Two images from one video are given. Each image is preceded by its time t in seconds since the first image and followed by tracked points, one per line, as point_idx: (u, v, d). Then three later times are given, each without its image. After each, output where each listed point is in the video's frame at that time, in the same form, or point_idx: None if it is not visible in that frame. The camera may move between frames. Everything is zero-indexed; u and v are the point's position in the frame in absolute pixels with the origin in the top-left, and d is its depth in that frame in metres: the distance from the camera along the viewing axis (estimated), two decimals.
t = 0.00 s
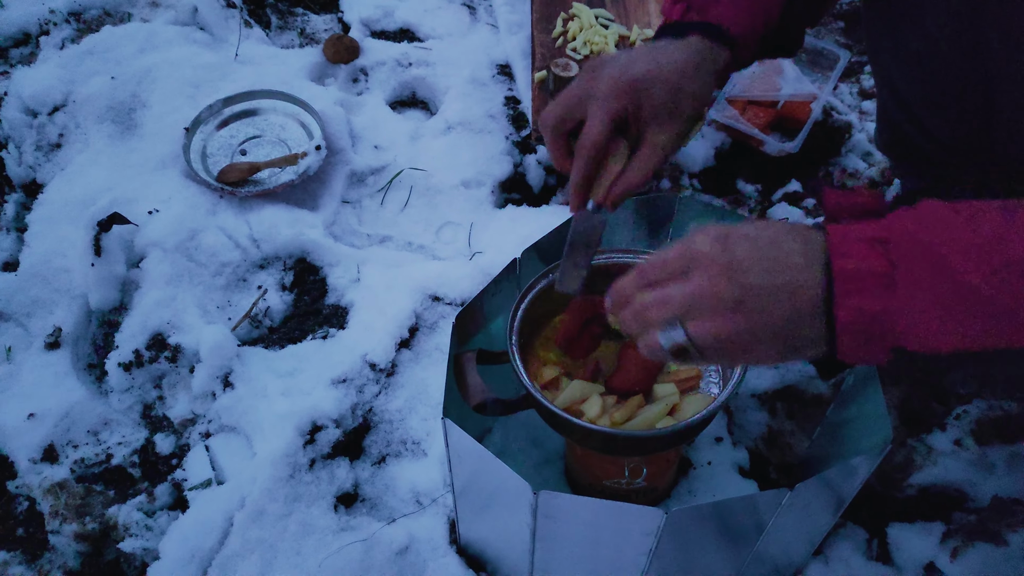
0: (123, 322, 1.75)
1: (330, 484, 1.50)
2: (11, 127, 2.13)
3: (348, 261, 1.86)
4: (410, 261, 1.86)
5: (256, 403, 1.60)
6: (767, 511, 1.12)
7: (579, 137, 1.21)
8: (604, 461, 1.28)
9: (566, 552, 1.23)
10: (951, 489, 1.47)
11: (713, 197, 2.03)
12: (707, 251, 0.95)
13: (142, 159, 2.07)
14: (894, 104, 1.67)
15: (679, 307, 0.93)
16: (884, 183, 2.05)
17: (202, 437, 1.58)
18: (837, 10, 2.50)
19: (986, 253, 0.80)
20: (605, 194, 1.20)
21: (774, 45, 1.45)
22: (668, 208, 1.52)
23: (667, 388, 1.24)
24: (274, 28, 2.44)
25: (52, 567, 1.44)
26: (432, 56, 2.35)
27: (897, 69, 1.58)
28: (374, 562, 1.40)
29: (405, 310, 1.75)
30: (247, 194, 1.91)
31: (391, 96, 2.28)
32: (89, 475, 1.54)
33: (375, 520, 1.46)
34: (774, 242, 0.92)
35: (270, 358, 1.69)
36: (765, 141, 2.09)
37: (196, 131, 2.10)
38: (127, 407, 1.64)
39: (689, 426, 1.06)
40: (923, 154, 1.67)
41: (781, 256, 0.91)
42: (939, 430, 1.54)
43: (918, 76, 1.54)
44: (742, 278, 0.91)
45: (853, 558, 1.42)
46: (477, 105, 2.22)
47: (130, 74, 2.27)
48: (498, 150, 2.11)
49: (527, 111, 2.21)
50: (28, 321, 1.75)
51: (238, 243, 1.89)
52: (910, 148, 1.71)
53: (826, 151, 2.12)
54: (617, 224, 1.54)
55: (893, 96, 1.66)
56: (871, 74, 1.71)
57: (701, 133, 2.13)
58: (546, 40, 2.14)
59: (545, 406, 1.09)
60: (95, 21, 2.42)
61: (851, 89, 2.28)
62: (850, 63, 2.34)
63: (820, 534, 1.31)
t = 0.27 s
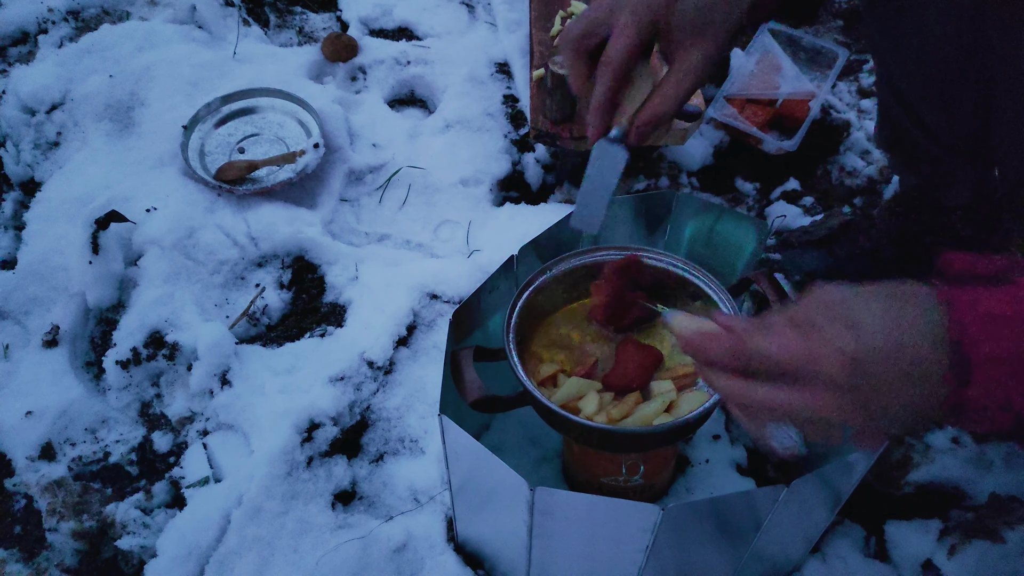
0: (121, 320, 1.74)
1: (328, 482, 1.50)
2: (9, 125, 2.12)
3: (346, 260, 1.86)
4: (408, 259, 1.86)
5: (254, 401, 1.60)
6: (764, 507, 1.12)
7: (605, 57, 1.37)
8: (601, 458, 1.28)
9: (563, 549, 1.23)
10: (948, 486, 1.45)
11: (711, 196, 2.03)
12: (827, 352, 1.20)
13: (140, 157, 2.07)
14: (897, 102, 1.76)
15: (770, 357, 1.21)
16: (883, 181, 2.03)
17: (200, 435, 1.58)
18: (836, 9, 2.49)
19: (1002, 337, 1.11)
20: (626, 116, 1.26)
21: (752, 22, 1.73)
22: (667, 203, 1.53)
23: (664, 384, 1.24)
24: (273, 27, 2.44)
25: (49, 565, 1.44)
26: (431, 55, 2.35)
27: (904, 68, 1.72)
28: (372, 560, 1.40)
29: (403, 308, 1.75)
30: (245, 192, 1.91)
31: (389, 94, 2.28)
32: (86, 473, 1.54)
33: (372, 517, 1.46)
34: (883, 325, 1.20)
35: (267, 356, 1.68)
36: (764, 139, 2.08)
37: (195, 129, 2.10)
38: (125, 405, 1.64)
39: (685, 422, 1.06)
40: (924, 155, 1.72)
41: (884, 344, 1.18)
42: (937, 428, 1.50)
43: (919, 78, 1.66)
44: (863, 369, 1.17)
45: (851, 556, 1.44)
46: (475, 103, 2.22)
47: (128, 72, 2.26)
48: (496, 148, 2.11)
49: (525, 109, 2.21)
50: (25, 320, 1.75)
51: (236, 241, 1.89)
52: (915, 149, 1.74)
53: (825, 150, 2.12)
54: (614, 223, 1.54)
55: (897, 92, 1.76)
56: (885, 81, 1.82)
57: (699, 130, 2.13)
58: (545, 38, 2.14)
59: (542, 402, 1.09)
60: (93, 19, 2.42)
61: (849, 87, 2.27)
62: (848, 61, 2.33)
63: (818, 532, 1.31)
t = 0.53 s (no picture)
0: (120, 320, 1.75)
1: (326, 482, 1.51)
2: (8, 125, 2.13)
3: (344, 259, 1.86)
4: (407, 259, 1.86)
5: (252, 401, 1.60)
6: (761, 506, 1.13)
7: None
8: (598, 458, 1.29)
9: (560, 549, 1.23)
10: (944, 485, 1.48)
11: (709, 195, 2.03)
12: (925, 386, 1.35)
13: (139, 157, 2.07)
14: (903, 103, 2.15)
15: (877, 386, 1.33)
16: (881, 181, 2.01)
17: (198, 434, 1.58)
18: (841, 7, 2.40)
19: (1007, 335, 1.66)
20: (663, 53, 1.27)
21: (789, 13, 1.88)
22: (664, 204, 1.52)
23: (661, 383, 1.24)
24: (271, 27, 2.44)
25: (48, 564, 1.44)
26: (429, 55, 2.36)
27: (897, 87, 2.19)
28: (370, 559, 1.40)
29: (402, 308, 1.75)
30: (243, 192, 1.91)
31: (388, 94, 2.28)
32: (85, 472, 1.55)
33: (370, 517, 1.46)
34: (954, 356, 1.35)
35: (266, 355, 1.69)
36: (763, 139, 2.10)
37: (194, 129, 2.10)
38: (123, 404, 1.64)
39: (682, 421, 1.06)
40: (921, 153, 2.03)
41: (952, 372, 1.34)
42: (934, 428, 1.55)
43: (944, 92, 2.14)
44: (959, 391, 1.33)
45: (848, 554, 1.41)
46: (474, 103, 2.22)
47: (128, 72, 2.27)
48: (494, 148, 2.11)
49: (523, 109, 2.20)
50: (24, 319, 1.75)
51: (235, 240, 1.89)
52: (911, 148, 2.05)
53: (824, 149, 2.12)
54: (611, 222, 1.53)
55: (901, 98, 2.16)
56: (888, 88, 2.19)
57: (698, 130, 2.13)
58: (543, 37, 2.14)
59: (539, 402, 1.09)
60: (92, 19, 2.42)
61: (848, 87, 2.22)
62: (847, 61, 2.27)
63: (815, 531, 1.31)
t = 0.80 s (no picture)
0: (119, 318, 1.74)
1: (326, 480, 1.50)
2: (8, 123, 2.12)
3: (344, 258, 1.86)
4: (407, 257, 1.86)
5: (252, 399, 1.60)
6: (762, 504, 1.13)
7: None
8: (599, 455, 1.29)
9: (561, 547, 1.23)
10: (947, 484, 1.48)
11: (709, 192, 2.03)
12: None
13: (138, 155, 2.07)
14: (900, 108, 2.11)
15: None
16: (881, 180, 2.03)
17: (198, 432, 1.58)
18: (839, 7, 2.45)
19: None
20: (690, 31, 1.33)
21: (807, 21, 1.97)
22: (665, 201, 1.52)
23: (662, 381, 1.24)
24: (271, 25, 2.44)
25: (48, 562, 1.44)
26: (429, 53, 2.35)
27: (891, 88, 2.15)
28: (370, 557, 1.40)
29: (401, 306, 1.75)
30: (243, 190, 1.91)
31: (388, 93, 2.28)
32: (84, 470, 1.54)
33: (370, 515, 1.46)
34: None
35: (266, 353, 1.68)
36: (763, 137, 2.11)
37: (194, 127, 2.10)
38: (123, 402, 1.63)
39: (683, 419, 1.06)
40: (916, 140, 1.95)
41: None
42: (935, 425, 1.53)
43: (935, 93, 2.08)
44: None
45: (849, 553, 1.42)
46: (474, 102, 2.22)
47: (128, 70, 2.26)
48: (494, 147, 2.11)
49: (523, 108, 2.20)
50: (23, 317, 1.75)
51: (234, 238, 1.89)
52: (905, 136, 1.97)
53: (824, 148, 2.12)
54: (612, 219, 1.53)
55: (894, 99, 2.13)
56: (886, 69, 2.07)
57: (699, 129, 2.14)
58: (543, 35, 2.13)
59: (540, 400, 1.09)
60: (92, 17, 2.41)
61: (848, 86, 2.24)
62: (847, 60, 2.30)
63: (815, 529, 1.31)
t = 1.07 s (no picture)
0: (120, 318, 1.74)
1: (327, 480, 1.50)
2: (9, 123, 2.12)
3: (345, 258, 1.86)
4: (408, 257, 1.86)
5: (253, 399, 1.60)
6: (763, 503, 1.12)
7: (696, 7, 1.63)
8: (599, 455, 1.29)
9: (561, 547, 1.23)
10: (948, 484, 1.47)
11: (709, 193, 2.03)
12: None
13: (139, 155, 2.07)
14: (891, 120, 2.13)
15: None
16: (882, 180, 2.02)
17: (199, 432, 1.58)
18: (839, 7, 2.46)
19: None
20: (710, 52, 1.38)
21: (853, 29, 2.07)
22: (666, 201, 1.52)
23: (663, 380, 1.24)
24: (272, 25, 2.44)
25: (48, 562, 1.44)
26: (430, 53, 2.35)
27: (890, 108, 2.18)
28: (371, 557, 1.40)
29: (402, 306, 1.75)
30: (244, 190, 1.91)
31: (389, 93, 2.28)
32: (85, 470, 1.54)
33: (372, 515, 1.46)
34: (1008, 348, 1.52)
35: (266, 353, 1.68)
36: (763, 137, 2.10)
37: (195, 127, 2.10)
38: (123, 402, 1.63)
39: (684, 419, 1.06)
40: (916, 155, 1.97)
41: None
42: (936, 425, 1.54)
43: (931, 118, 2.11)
44: None
45: (850, 552, 1.41)
46: (475, 102, 2.21)
47: (128, 70, 2.26)
48: (495, 146, 2.11)
49: (524, 108, 2.20)
50: (24, 317, 1.75)
51: (235, 238, 1.89)
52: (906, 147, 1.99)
53: (825, 148, 2.11)
54: (612, 219, 1.53)
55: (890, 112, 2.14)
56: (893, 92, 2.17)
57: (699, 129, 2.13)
58: (544, 35, 2.13)
59: (542, 400, 1.09)
60: (93, 17, 2.41)
61: (849, 86, 2.24)
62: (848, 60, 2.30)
63: (816, 529, 1.31)
